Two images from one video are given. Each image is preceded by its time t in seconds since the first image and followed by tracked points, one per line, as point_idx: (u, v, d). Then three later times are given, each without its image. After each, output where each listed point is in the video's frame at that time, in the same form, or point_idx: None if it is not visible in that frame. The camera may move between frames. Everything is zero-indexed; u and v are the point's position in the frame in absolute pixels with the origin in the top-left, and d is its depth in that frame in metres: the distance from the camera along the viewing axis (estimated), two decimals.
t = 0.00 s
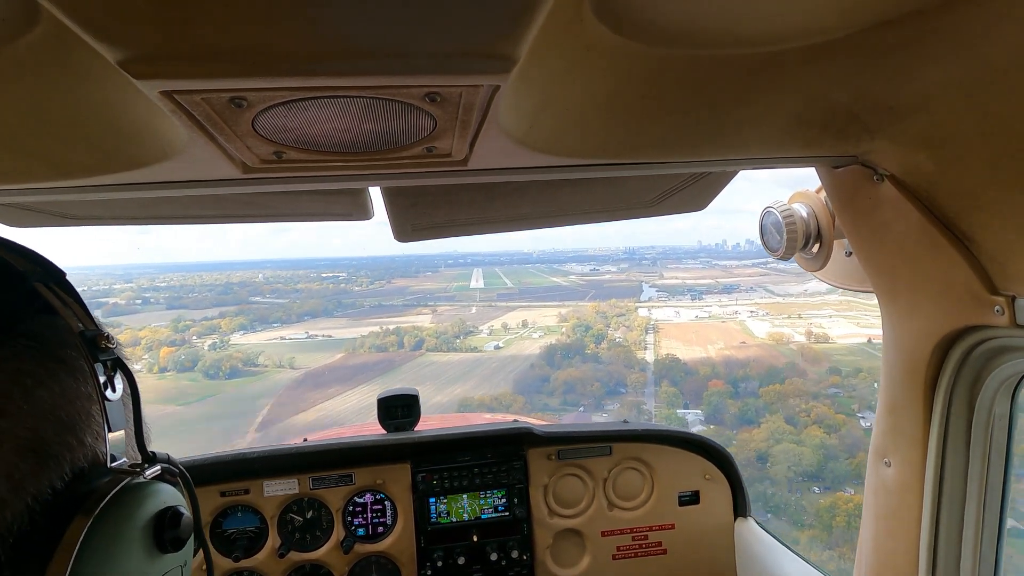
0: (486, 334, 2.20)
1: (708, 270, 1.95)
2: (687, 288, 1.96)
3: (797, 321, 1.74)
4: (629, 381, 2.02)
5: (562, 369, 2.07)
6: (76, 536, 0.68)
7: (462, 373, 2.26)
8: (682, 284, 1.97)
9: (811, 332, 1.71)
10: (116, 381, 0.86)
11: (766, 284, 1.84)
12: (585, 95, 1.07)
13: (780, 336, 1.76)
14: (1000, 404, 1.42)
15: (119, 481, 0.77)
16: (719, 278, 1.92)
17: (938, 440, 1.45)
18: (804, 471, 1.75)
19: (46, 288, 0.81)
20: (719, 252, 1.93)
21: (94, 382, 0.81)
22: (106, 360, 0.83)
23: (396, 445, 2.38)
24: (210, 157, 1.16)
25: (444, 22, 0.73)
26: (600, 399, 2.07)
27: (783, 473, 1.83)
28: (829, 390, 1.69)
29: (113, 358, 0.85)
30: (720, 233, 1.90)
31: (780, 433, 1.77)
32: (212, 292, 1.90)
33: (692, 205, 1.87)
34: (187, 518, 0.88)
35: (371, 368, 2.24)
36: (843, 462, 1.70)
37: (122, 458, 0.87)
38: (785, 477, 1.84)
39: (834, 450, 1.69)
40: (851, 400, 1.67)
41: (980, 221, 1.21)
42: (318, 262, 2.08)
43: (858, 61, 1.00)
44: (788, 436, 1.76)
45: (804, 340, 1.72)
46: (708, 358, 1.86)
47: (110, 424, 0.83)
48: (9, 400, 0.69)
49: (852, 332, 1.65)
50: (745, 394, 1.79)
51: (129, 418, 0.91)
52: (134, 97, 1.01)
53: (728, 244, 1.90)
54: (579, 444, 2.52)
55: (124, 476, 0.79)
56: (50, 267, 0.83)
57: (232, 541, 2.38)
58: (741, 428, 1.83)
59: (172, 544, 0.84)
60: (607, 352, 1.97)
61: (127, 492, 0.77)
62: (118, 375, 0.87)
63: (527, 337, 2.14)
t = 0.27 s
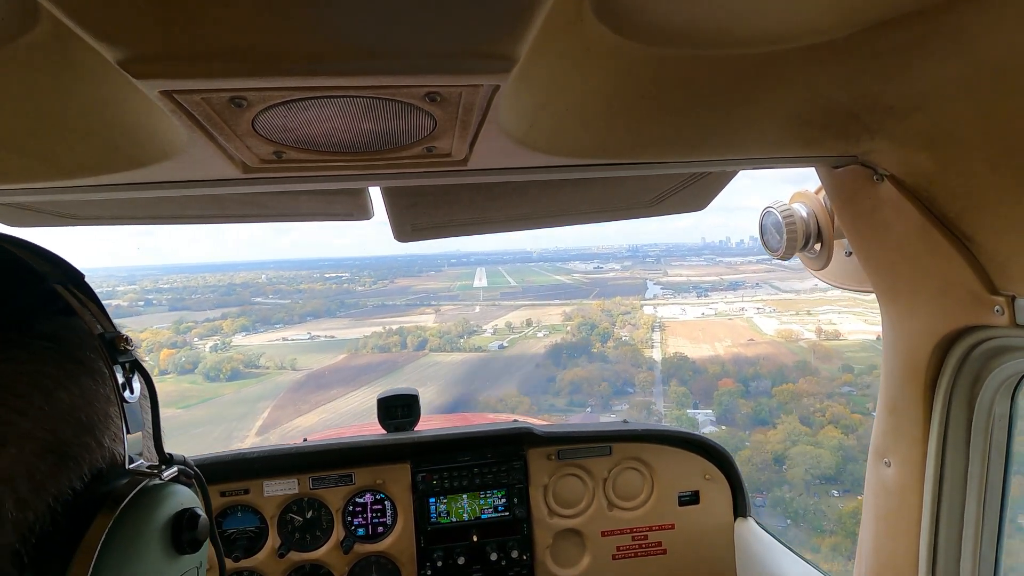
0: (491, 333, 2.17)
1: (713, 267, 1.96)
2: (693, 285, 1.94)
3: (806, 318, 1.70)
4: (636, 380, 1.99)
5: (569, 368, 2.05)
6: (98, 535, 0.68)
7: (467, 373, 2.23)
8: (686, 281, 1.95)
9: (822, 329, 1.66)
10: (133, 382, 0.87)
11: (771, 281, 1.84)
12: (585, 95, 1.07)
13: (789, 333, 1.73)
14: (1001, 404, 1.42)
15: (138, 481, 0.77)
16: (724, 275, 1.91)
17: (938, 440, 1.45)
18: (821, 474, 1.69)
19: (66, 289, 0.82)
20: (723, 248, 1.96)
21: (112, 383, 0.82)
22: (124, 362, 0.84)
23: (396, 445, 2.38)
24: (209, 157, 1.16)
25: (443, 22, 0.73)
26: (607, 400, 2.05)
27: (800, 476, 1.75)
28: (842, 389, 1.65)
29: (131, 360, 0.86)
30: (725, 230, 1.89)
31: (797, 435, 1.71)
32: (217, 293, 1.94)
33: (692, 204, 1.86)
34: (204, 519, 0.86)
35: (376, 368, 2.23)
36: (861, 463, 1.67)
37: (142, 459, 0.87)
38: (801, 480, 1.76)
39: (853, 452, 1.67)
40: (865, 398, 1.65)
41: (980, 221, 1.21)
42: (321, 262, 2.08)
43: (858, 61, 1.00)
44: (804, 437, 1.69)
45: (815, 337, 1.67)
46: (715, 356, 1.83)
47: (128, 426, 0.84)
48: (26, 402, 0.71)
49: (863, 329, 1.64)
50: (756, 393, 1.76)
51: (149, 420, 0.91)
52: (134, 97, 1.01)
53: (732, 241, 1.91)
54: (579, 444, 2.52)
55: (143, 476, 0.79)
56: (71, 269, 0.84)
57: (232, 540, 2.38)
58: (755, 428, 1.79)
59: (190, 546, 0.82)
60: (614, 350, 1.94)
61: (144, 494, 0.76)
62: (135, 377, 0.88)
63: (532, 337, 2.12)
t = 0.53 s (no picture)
0: (494, 333, 2.17)
1: (718, 265, 1.94)
2: (696, 283, 1.93)
3: (814, 315, 1.71)
4: (643, 380, 2.03)
5: (575, 369, 2.07)
6: (99, 538, 0.68)
7: (469, 375, 2.28)
8: (691, 279, 1.94)
9: (831, 326, 1.67)
10: (138, 384, 0.85)
11: (775, 277, 1.82)
12: (585, 95, 1.07)
13: (798, 331, 1.73)
14: (1000, 404, 1.42)
15: (142, 484, 0.76)
16: (728, 272, 1.89)
17: (938, 440, 1.45)
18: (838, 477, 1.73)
19: (72, 291, 0.81)
20: (726, 246, 1.92)
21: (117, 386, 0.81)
22: (131, 363, 0.83)
23: (395, 445, 2.38)
24: (209, 157, 1.16)
25: (443, 21, 0.73)
26: (614, 400, 2.09)
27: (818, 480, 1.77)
28: (855, 388, 1.65)
29: (136, 361, 0.84)
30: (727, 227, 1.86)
31: (812, 437, 1.71)
32: (217, 295, 1.91)
33: (692, 204, 1.86)
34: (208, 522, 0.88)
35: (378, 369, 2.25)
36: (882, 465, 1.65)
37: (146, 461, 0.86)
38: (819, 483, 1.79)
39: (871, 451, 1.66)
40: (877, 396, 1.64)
41: (980, 221, 1.21)
42: (323, 263, 2.07)
43: (858, 62, 1.00)
44: (819, 439, 1.70)
45: (824, 335, 1.68)
46: (723, 355, 1.83)
47: (132, 427, 0.83)
48: (35, 402, 0.67)
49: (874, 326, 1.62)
50: (768, 393, 1.75)
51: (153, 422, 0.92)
52: (133, 97, 1.01)
53: (735, 238, 1.86)
54: (579, 444, 2.52)
55: (147, 480, 0.79)
56: (83, 273, 0.84)
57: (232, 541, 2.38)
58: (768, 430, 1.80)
59: (194, 548, 0.84)
60: (620, 349, 1.97)
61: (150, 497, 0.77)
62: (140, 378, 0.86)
63: (535, 336, 2.12)
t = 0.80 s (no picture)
0: (495, 334, 2.17)
1: (719, 264, 1.95)
2: (699, 282, 1.94)
3: (820, 314, 1.70)
4: (648, 381, 2.02)
5: (579, 371, 2.02)
6: (83, 539, 0.69)
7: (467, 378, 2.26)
8: (693, 279, 1.95)
9: (840, 325, 1.65)
10: (127, 382, 0.84)
11: (776, 276, 1.85)
12: (586, 95, 1.07)
13: (805, 331, 1.70)
14: (1000, 404, 1.42)
15: (130, 484, 0.77)
16: (730, 271, 1.91)
17: (938, 440, 1.45)
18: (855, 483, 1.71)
19: (61, 289, 0.80)
20: (727, 245, 1.93)
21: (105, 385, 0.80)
22: (119, 362, 0.82)
23: (395, 445, 2.38)
24: (209, 157, 1.16)
25: (443, 22, 0.73)
26: (620, 402, 2.07)
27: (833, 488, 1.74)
28: (867, 389, 1.64)
29: (125, 359, 0.84)
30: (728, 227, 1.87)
31: (827, 441, 1.68)
32: (218, 296, 1.95)
33: (693, 204, 1.87)
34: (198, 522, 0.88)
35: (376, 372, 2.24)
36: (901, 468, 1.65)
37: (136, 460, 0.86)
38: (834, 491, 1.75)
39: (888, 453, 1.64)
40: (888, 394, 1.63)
41: (979, 221, 1.21)
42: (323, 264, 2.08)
43: (858, 62, 1.00)
44: (835, 443, 1.68)
45: (831, 334, 1.66)
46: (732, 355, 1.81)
47: (122, 427, 0.83)
48: (19, 403, 0.67)
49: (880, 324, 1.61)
50: (778, 394, 1.70)
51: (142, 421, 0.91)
52: (132, 97, 1.01)
53: (736, 238, 1.87)
54: (579, 444, 2.52)
55: (137, 479, 0.79)
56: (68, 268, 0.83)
57: (231, 541, 2.38)
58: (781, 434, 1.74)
59: (184, 549, 0.84)
60: (623, 350, 1.93)
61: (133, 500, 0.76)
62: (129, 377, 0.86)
63: (537, 337, 2.12)
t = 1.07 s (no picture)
0: (496, 336, 2.18)
1: (721, 265, 1.94)
2: (701, 284, 1.94)
3: (826, 316, 1.69)
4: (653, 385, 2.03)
5: (582, 373, 2.08)
6: (86, 541, 0.69)
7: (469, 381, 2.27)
8: (694, 280, 1.95)
9: (846, 327, 1.65)
10: (128, 384, 0.85)
11: (780, 278, 1.82)
12: (586, 95, 1.07)
13: (812, 333, 1.69)
14: (1000, 404, 1.42)
15: (131, 486, 0.77)
16: (732, 272, 1.90)
17: (938, 440, 1.45)
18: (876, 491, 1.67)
19: (62, 291, 0.80)
20: (728, 246, 1.92)
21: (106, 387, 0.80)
22: (121, 363, 0.82)
23: (395, 445, 2.39)
24: (209, 157, 1.16)
25: (442, 21, 0.73)
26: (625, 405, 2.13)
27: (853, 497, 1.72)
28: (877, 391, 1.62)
29: (127, 361, 0.84)
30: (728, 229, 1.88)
31: (843, 448, 1.68)
32: (217, 298, 1.93)
33: (693, 204, 1.86)
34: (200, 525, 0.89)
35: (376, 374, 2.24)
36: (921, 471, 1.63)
37: (137, 463, 0.86)
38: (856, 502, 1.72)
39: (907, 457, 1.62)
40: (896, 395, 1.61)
41: (979, 222, 1.21)
42: (324, 266, 2.09)
43: (858, 61, 1.00)
44: (850, 450, 1.68)
45: (837, 336, 1.65)
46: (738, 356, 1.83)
47: (123, 429, 0.83)
48: (18, 405, 0.67)
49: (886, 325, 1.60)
50: (786, 399, 1.71)
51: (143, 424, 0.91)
52: (132, 96, 1.01)
53: (736, 239, 1.88)
54: (579, 444, 2.52)
55: (138, 482, 0.79)
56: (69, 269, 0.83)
57: (231, 540, 2.38)
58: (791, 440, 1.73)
59: (185, 552, 0.85)
60: (628, 353, 2.00)
61: (134, 502, 0.77)
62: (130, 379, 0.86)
63: (539, 338, 2.12)
